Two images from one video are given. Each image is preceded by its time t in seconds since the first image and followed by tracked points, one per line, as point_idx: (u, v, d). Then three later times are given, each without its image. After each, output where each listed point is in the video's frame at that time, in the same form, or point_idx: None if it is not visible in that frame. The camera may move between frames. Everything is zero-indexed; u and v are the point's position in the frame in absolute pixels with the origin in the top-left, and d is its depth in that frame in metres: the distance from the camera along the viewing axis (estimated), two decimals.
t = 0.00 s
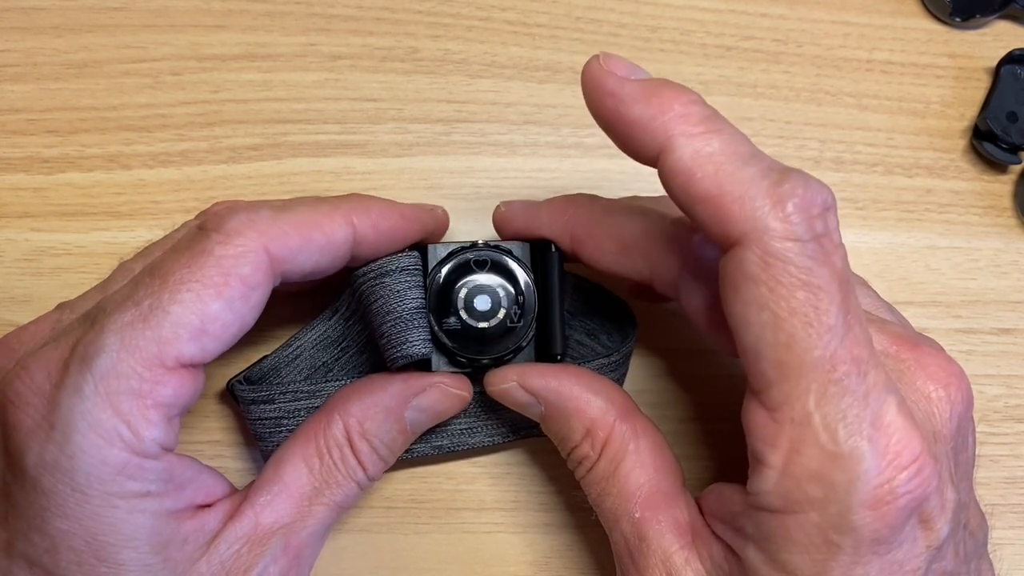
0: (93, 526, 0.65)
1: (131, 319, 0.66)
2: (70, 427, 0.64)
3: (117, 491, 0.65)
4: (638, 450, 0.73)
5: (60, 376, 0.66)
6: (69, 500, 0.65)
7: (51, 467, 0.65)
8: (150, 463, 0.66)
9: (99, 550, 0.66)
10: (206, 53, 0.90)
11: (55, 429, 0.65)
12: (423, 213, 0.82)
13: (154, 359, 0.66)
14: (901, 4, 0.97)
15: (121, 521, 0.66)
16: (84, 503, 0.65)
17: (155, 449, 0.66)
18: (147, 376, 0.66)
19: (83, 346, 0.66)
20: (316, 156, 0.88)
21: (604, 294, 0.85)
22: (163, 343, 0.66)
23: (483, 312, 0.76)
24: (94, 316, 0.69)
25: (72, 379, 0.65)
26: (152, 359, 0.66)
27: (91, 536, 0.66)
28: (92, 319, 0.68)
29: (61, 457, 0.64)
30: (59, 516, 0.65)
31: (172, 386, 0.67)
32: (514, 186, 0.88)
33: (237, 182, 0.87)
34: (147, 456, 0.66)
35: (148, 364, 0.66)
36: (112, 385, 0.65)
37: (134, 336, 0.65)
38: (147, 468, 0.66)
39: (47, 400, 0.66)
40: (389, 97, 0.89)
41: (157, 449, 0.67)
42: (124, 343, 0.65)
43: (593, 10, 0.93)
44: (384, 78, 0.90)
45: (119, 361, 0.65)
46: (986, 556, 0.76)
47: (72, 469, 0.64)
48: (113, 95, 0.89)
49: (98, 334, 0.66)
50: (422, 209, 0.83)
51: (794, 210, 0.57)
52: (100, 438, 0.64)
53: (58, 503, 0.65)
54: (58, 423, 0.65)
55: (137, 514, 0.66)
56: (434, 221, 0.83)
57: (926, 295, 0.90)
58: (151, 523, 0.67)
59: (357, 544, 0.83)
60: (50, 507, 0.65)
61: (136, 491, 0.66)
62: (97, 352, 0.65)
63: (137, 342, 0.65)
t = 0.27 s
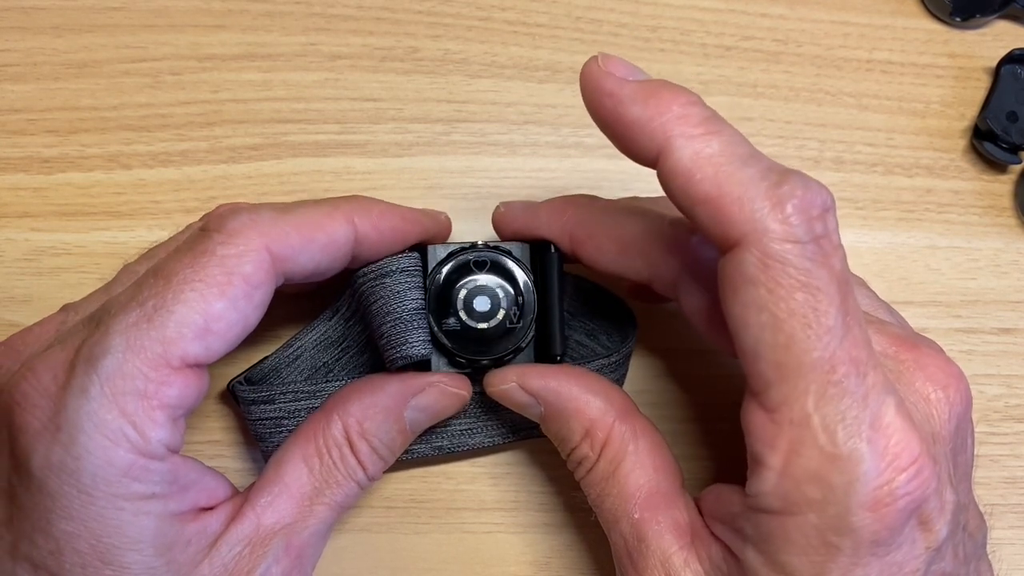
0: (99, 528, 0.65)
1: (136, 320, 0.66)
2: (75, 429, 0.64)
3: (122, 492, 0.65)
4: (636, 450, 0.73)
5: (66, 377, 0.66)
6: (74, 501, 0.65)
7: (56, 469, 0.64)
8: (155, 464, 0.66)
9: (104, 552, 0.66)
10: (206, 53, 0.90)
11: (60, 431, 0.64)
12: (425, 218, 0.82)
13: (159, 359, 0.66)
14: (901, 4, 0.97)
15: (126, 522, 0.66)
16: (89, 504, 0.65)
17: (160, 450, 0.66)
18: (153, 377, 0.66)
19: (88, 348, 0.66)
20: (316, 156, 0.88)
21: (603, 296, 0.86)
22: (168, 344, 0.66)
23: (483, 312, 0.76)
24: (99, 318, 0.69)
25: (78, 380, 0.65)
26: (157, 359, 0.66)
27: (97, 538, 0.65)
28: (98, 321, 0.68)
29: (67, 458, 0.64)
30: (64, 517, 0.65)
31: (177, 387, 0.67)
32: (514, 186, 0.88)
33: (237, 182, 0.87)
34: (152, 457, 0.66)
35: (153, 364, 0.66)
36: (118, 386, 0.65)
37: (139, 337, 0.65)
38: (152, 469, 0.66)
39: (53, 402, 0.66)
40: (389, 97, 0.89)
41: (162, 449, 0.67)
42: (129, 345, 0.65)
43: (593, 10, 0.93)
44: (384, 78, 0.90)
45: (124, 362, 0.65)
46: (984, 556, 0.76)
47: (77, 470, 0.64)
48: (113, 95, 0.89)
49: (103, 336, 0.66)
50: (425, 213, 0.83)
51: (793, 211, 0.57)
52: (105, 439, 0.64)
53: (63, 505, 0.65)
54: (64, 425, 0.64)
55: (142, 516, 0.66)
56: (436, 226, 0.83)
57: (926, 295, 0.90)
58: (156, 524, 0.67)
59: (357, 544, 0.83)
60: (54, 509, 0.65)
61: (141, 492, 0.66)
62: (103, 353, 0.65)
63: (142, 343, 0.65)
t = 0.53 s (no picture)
0: (94, 524, 0.66)
1: (131, 318, 0.66)
2: (70, 425, 0.64)
3: (117, 489, 0.66)
4: (627, 454, 0.73)
5: (60, 374, 0.66)
6: (69, 497, 0.65)
7: (51, 466, 0.65)
8: (150, 462, 0.66)
9: (99, 548, 0.66)
10: (206, 53, 0.90)
11: (55, 427, 0.65)
12: (424, 217, 0.83)
13: (154, 358, 0.66)
14: (901, 3, 0.96)
15: (121, 518, 0.66)
16: (84, 500, 0.65)
17: (154, 448, 0.67)
18: (147, 375, 0.66)
19: (83, 344, 0.66)
20: (316, 156, 0.88)
21: (597, 294, 0.85)
22: (163, 342, 0.66)
23: (478, 313, 0.76)
24: (94, 315, 0.69)
25: (73, 377, 0.65)
26: (151, 358, 0.66)
27: (92, 534, 0.66)
28: (93, 318, 0.68)
29: (61, 455, 0.65)
30: (59, 513, 0.66)
31: (171, 385, 0.67)
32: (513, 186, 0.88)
33: (237, 182, 0.87)
34: (146, 454, 0.66)
35: (148, 363, 0.66)
36: (112, 383, 0.65)
37: (134, 335, 0.65)
38: (147, 467, 0.66)
39: (47, 398, 0.66)
40: (389, 97, 0.89)
41: (156, 448, 0.67)
42: (124, 342, 0.65)
43: (593, 9, 0.93)
44: (384, 78, 0.90)
45: (119, 360, 0.65)
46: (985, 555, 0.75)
47: (72, 467, 0.65)
48: (113, 95, 0.89)
49: (98, 333, 0.66)
50: (426, 214, 0.84)
51: (793, 210, 0.57)
52: (99, 437, 0.65)
53: (58, 502, 0.65)
54: (59, 422, 0.65)
55: (137, 512, 0.67)
56: (436, 226, 0.84)
57: (925, 295, 0.91)
58: (150, 521, 0.67)
59: (357, 545, 0.83)
60: (49, 505, 0.66)
61: (136, 489, 0.66)
62: (97, 350, 0.65)
63: (137, 341, 0.66)
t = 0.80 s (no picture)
0: (91, 525, 0.66)
1: (130, 319, 0.66)
2: (66, 426, 0.64)
3: (114, 490, 0.66)
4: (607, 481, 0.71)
5: (57, 375, 0.66)
6: (65, 498, 0.65)
7: (48, 466, 0.65)
8: (147, 464, 0.66)
9: (97, 549, 0.66)
10: (206, 53, 0.90)
11: (51, 429, 0.65)
12: (427, 220, 0.82)
13: (151, 360, 0.66)
14: (901, 4, 0.97)
15: (118, 520, 0.66)
16: (81, 501, 0.65)
17: (151, 449, 0.67)
18: (145, 377, 0.66)
19: (80, 346, 0.66)
20: (316, 156, 0.88)
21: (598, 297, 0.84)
22: (161, 344, 0.66)
23: (480, 315, 0.75)
24: (91, 316, 0.69)
25: (69, 378, 0.65)
26: (149, 359, 0.66)
27: (89, 534, 0.66)
28: (90, 320, 0.68)
29: (57, 456, 0.65)
30: (56, 514, 0.66)
31: (169, 388, 0.67)
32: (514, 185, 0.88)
33: (237, 182, 0.87)
34: (143, 456, 0.66)
35: (146, 364, 0.66)
36: (109, 385, 0.65)
37: (131, 337, 0.66)
38: (145, 468, 0.66)
39: (43, 399, 0.66)
40: (389, 97, 0.89)
41: (153, 449, 0.67)
42: (122, 344, 0.65)
43: (593, 9, 0.92)
44: (384, 78, 0.90)
45: (116, 361, 0.65)
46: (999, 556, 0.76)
47: (68, 468, 0.65)
48: (113, 95, 0.89)
49: (95, 334, 0.66)
50: (427, 215, 0.83)
51: (820, 206, 0.59)
52: (95, 438, 0.65)
53: (54, 502, 0.65)
54: (55, 423, 0.65)
55: (134, 513, 0.67)
56: (436, 228, 0.83)
57: (925, 295, 0.91)
58: (148, 521, 0.67)
59: (358, 544, 0.83)
60: (45, 505, 0.65)
61: (133, 490, 0.66)
62: (95, 351, 0.65)
63: (135, 343, 0.66)
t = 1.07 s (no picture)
0: (88, 525, 0.66)
1: (127, 321, 0.66)
2: (63, 427, 0.65)
3: (110, 490, 0.66)
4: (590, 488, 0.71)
5: (53, 375, 0.67)
6: (62, 498, 0.65)
7: (44, 467, 0.65)
8: (142, 464, 0.67)
9: (93, 548, 0.66)
10: (206, 53, 0.90)
11: (47, 429, 0.65)
12: (427, 220, 0.81)
13: (148, 362, 0.66)
14: (901, 4, 0.97)
15: (114, 520, 0.66)
16: (77, 501, 0.65)
17: (148, 451, 0.67)
18: (141, 378, 0.66)
19: (77, 346, 0.67)
20: (316, 156, 0.88)
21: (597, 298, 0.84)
22: (158, 346, 0.66)
23: (479, 316, 0.77)
24: (89, 317, 0.69)
25: (66, 379, 0.66)
26: (146, 361, 0.66)
27: (85, 533, 0.66)
28: (87, 320, 0.68)
29: (53, 456, 0.65)
30: (52, 514, 0.66)
31: (166, 389, 0.67)
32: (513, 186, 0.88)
33: (237, 182, 0.87)
34: (140, 456, 0.67)
35: (142, 366, 0.66)
36: (106, 385, 0.65)
37: (129, 338, 0.66)
38: (140, 469, 0.67)
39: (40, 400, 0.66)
40: (389, 97, 0.89)
41: (149, 450, 0.67)
42: (119, 346, 0.66)
43: (593, 9, 0.93)
44: (384, 78, 0.90)
45: (112, 362, 0.66)
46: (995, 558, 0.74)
47: (65, 469, 0.65)
48: (113, 96, 0.89)
49: (93, 335, 0.66)
50: (427, 215, 0.82)
51: (746, 228, 0.70)
52: (91, 438, 0.65)
53: (51, 502, 0.65)
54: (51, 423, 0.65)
55: (130, 513, 0.67)
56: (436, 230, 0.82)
57: (925, 295, 0.91)
58: (144, 521, 0.68)
59: (357, 544, 0.83)
60: (42, 505, 0.66)
61: (129, 490, 0.67)
62: (91, 352, 0.66)
63: (131, 344, 0.66)
